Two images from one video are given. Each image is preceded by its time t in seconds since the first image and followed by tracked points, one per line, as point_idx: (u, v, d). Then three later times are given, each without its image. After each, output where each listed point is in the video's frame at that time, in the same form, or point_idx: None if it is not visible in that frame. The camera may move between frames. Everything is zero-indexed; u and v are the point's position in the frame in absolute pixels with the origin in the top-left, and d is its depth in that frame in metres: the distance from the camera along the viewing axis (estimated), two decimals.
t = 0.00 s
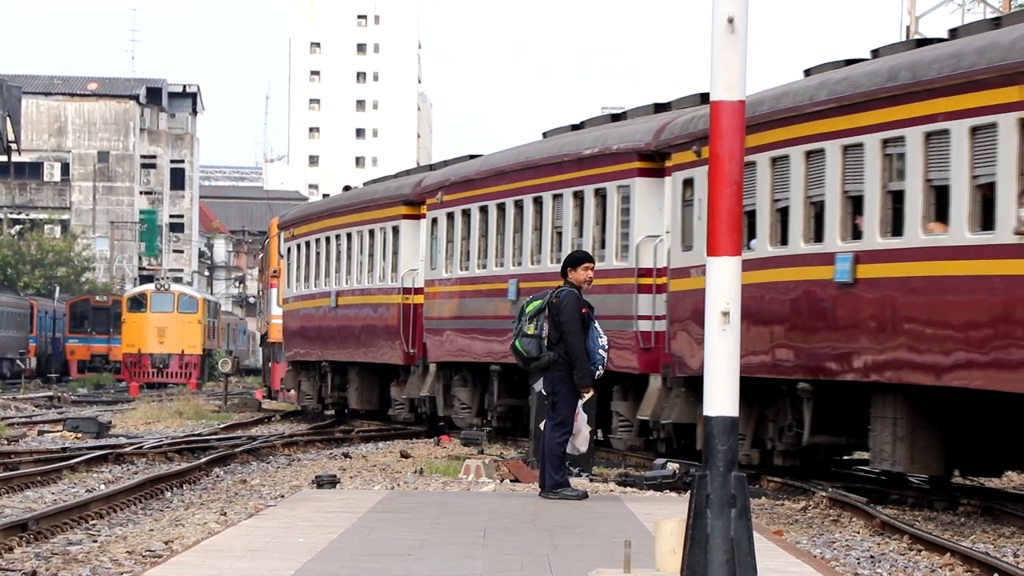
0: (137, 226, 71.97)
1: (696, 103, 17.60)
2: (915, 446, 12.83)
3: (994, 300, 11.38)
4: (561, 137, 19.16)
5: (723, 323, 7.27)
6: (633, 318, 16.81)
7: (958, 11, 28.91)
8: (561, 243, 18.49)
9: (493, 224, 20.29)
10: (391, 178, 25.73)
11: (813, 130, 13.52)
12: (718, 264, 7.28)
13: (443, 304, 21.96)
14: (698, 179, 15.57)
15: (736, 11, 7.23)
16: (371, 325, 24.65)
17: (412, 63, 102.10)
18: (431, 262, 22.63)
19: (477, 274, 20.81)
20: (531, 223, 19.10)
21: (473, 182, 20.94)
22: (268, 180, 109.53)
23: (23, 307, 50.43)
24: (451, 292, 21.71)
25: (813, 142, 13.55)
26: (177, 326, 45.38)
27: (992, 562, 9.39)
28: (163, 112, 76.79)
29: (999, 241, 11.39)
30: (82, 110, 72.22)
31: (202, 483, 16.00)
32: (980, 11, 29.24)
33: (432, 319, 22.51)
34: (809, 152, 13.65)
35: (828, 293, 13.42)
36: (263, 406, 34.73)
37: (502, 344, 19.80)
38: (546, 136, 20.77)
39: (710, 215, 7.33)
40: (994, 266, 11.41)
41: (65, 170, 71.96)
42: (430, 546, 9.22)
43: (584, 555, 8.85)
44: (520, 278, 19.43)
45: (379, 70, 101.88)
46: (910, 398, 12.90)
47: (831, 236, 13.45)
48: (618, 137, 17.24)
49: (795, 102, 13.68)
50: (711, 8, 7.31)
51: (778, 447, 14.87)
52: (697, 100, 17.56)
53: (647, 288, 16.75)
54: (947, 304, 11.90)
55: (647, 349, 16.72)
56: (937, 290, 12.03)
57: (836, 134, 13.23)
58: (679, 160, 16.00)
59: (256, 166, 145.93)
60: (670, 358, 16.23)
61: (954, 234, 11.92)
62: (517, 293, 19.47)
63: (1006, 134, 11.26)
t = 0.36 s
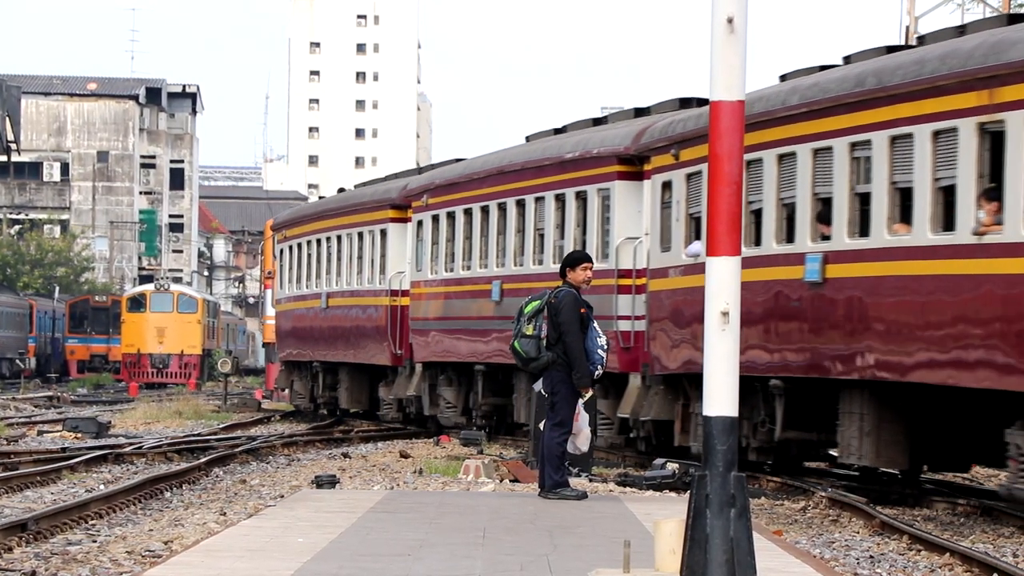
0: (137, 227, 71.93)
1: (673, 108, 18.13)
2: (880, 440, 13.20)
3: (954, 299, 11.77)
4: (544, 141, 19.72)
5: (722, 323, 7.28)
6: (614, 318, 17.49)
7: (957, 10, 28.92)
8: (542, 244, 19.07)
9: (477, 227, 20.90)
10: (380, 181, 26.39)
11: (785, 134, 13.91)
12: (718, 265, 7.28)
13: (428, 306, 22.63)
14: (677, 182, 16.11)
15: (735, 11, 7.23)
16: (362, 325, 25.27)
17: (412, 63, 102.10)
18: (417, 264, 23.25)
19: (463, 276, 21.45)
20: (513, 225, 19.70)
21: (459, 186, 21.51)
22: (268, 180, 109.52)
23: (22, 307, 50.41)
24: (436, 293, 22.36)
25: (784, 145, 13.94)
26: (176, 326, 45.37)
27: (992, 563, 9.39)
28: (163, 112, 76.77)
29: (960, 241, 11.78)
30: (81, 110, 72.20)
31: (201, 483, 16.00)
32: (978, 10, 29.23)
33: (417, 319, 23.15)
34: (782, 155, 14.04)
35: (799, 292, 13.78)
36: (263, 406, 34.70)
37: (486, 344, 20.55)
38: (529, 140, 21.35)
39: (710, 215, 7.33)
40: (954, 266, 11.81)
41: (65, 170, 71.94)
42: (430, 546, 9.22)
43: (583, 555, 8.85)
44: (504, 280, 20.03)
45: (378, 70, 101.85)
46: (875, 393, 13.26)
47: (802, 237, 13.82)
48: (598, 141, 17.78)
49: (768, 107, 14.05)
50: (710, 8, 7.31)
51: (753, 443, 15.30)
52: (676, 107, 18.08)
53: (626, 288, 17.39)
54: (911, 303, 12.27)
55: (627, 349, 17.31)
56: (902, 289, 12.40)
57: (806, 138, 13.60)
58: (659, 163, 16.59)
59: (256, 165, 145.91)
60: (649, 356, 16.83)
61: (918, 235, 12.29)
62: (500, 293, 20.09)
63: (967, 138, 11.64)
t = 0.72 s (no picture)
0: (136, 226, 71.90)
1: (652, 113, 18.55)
2: (848, 436, 13.40)
3: (915, 299, 12.01)
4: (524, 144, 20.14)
5: (721, 323, 7.29)
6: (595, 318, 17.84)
7: (957, 10, 28.94)
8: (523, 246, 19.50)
9: (467, 228, 21.12)
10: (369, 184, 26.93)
11: (758, 138, 14.18)
12: (716, 265, 7.28)
13: (412, 306, 23.15)
14: (656, 187, 16.41)
15: (734, 11, 7.23)
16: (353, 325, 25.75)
17: (411, 63, 102.11)
18: (403, 265, 23.75)
19: (447, 277, 21.90)
20: (495, 228, 20.14)
21: (443, 188, 21.94)
22: (267, 180, 109.47)
23: (21, 307, 50.37)
24: (421, 294, 22.85)
25: (757, 149, 14.21)
26: (175, 326, 45.36)
27: (992, 563, 9.38)
28: (162, 112, 76.74)
29: (921, 243, 12.02)
30: (80, 110, 72.16)
31: (200, 483, 16.00)
32: (978, 10, 29.21)
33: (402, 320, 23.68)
34: (755, 160, 14.32)
35: (770, 294, 14.04)
36: (262, 406, 34.70)
37: (469, 343, 20.99)
38: (510, 143, 21.81)
39: (708, 216, 7.33)
40: (916, 267, 12.05)
41: (64, 170, 71.95)
42: (429, 546, 9.21)
43: (583, 555, 8.86)
44: (487, 281, 20.47)
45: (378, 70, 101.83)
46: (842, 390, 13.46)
47: (772, 239, 14.05)
48: (576, 146, 18.21)
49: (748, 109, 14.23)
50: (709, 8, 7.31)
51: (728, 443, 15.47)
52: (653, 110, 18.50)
53: (606, 290, 17.75)
54: (875, 303, 12.51)
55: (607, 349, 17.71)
56: (867, 290, 12.64)
57: (777, 143, 13.87)
58: (638, 168, 16.92)
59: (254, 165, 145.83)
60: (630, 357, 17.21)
61: (882, 237, 12.52)
62: (483, 294, 20.53)
63: (927, 144, 11.90)
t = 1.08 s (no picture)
0: (135, 226, 71.87)
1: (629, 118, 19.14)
2: (817, 433, 14.02)
3: (880, 300, 12.52)
4: (506, 149, 20.79)
5: (721, 323, 7.28)
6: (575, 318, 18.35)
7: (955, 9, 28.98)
8: (507, 249, 20.11)
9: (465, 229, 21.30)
10: (360, 186, 27.49)
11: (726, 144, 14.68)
12: (715, 265, 7.28)
13: (399, 307, 23.79)
14: (636, 191, 17.00)
15: (734, 11, 7.23)
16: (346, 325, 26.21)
17: (410, 63, 102.12)
18: (389, 267, 24.35)
19: (432, 279, 22.54)
20: (479, 230, 20.73)
21: (429, 192, 22.59)
22: (267, 180, 109.48)
23: (21, 307, 50.37)
24: (407, 296, 23.46)
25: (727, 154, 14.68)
26: (174, 327, 45.35)
27: (991, 563, 9.37)
28: (162, 112, 76.72)
29: (885, 246, 12.51)
30: (80, 110, 72.13)
31: (200, 483, 16.01)
32: (978, 12, 29.23)
33: (389, 321, 24.27)
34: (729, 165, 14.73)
35: (744, 295, 14.62)
36: (262, 407, 34.66)
37: (454, 343, 21.63)
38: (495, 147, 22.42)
39: (708, 216, 7.33)
40: (881, 269, 12.54)
41: (63, 170, 72.03)
42: (428, 546, 9.21)
43: (583, 555, 8.87)
44: (472, 282, 21.10)
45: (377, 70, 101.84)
46: (811, 388, 14.09)
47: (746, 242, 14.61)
48: (557, 150, 18.81)
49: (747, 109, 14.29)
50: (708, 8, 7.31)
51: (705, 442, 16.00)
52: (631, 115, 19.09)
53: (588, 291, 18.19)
54: (844, 303, 13.00)
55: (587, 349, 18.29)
56: (835, 291, 13.15)
57: (750, 149, 14.38)
58: (620, 172, 17.48)
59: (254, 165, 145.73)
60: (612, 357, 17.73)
61: (847, 239, 13.03)
62: (467, 296, 21.19)
63: (890, 149, 12.38)
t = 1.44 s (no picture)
0: (135, 227, 71.84)
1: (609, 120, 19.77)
2: (788, 431, 14.59)
3: (846, 301, 13.08)
4: (491, 153, 21.33)
5: (720, 324, 7.29)
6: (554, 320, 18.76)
7: (955, 10, 28.97)
8: (490, 251, 20.54)
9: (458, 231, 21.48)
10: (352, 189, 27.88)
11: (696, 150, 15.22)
12: (715, 265, 7.28)
13: (386, 308, 24.19)
14: (615, 196, 17.58)
15: (734, 11, 7.24)
16: (337, 326, 26.44)
17: (410, 63, 102.10)
18: (376, 269, 24.83)
19: (418, 280, 23.00)
20: (463, 233, 21.25)
21: (415, 195, 23.10)
22: (267, 181, 109.50)
23: (21, 307, 50.36)
24: (394, 298, 23.95)
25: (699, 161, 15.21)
26: (174, 327, 45.34)
27: (991, 563, 9.37)
28: (161, 112, 76.67)
29: (849, 249, 13.09)
30: (80, 110, 72.12)
31: (200, 483, 16.01)
32: (978, 12, 29.24)
33: (377, 322, 24.75)
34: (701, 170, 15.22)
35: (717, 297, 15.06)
36: (262, 407, 34.68)
37: (440, 343, 22.09)
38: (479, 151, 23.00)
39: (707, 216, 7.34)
40: (846, 271, 13.12)
41: (63, 170, 72.08)
42: (428, 546, 9.22)
43: (583, 555, 8.87)
44: (456, 284, 21.55)
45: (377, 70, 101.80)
46: (782, 387, 14.69)
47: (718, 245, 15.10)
48: (537, 154, 19.33)
49: (752, 109, 14.31)
50: (708, 8, 7.31)
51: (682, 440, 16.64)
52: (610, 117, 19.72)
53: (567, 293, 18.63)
54: (810, 305, 13.59)
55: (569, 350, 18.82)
56: (803, 293, 13.72)
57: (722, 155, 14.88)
58: (599, 176, 18.06)
59: (255, 165, 145.89)
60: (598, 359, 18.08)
61: (815, 243, 13.59)
62: (452, 297, 21.60)
63: (854, 156, 12.97)
